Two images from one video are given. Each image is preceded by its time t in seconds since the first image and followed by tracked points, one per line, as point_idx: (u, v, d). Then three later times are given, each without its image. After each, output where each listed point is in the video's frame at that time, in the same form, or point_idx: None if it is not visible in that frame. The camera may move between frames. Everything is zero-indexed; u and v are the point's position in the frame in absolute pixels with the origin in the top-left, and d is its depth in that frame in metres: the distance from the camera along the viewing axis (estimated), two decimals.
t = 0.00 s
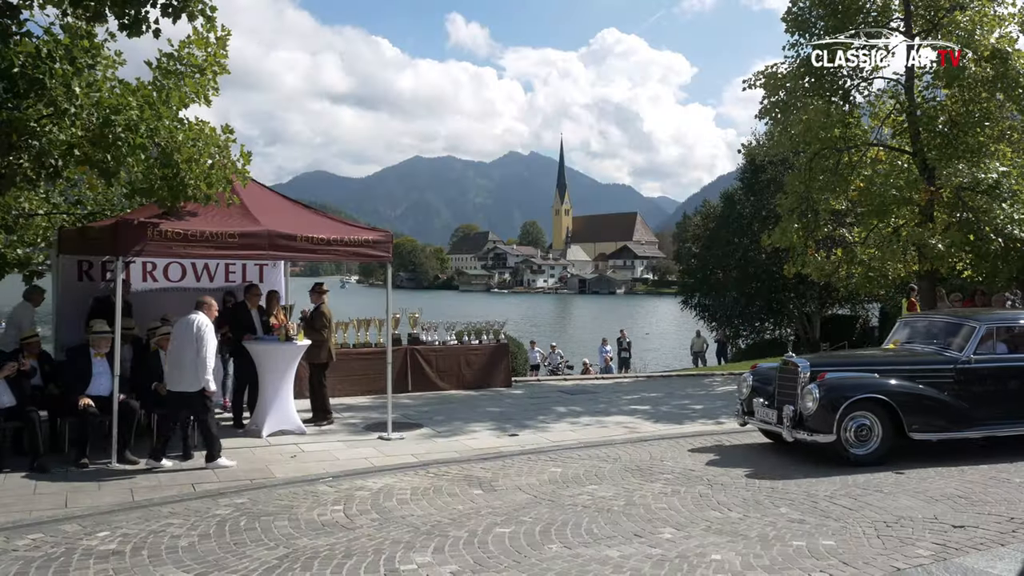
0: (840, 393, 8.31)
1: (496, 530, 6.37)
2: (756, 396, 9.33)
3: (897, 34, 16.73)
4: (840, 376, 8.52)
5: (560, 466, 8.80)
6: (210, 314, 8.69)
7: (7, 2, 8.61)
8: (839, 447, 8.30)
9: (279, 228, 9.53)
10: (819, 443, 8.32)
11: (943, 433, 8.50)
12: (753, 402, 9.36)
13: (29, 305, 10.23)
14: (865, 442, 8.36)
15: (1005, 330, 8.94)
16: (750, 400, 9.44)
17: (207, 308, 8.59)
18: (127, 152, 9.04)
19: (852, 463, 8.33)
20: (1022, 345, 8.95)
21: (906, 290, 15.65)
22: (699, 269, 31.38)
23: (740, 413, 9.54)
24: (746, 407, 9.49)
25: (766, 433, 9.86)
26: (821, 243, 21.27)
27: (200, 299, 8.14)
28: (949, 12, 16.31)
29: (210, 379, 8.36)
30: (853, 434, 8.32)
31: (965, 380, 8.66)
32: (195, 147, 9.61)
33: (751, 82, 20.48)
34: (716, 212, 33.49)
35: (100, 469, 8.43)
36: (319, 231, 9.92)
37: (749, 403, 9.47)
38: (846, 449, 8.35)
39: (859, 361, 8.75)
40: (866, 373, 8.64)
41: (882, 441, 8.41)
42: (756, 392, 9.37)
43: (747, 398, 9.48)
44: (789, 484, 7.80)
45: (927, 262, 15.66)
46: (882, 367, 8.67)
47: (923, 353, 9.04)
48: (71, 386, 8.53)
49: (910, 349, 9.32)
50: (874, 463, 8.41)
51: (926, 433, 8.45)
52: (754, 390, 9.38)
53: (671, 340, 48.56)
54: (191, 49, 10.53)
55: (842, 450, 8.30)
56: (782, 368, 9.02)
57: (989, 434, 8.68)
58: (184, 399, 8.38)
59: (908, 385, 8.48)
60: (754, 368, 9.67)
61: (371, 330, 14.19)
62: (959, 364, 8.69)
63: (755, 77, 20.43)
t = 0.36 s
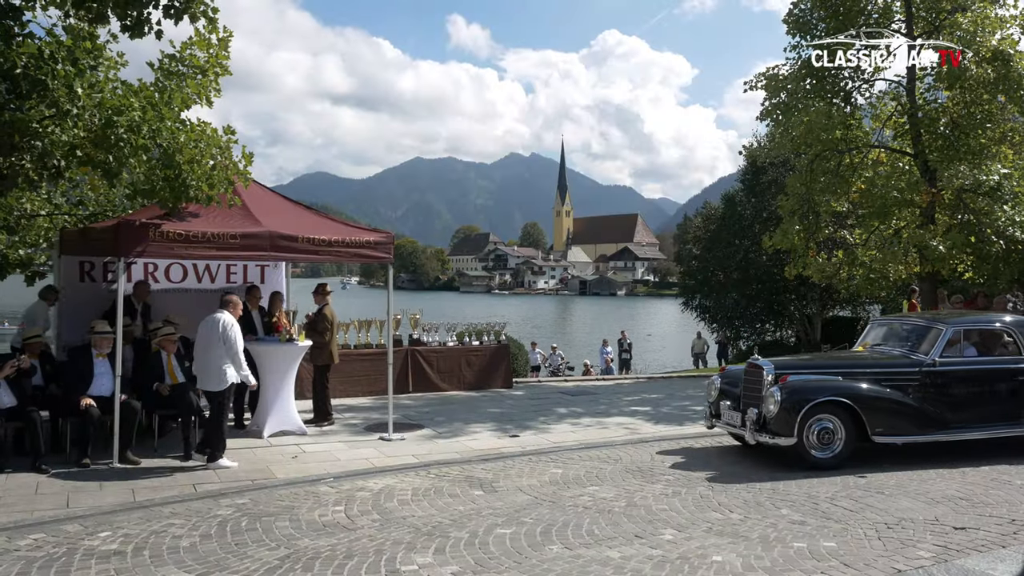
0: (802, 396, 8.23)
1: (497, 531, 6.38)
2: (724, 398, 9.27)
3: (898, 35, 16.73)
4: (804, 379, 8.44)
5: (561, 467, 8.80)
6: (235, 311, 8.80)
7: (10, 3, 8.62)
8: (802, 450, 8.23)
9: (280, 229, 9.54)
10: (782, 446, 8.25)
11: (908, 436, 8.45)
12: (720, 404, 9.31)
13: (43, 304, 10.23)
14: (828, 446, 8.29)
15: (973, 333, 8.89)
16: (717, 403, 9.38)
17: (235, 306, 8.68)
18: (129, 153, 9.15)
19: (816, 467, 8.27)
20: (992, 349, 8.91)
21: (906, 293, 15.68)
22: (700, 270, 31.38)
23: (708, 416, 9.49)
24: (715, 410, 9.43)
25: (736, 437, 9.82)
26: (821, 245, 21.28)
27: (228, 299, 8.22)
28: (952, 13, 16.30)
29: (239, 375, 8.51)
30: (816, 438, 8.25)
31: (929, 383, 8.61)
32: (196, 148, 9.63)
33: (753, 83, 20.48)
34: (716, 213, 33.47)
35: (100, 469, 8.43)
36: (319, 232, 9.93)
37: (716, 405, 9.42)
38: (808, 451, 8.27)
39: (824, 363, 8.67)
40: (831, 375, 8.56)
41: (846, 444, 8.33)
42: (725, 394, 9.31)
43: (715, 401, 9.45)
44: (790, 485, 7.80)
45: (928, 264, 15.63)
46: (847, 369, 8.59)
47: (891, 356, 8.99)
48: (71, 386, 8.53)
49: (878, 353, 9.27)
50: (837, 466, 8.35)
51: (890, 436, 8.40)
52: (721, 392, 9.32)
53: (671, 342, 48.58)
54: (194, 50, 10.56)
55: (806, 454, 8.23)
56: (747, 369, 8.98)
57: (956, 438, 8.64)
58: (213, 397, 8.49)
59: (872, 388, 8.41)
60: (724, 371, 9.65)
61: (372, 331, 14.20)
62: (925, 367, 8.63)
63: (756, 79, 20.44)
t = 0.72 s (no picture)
0: (764, 397, 8.13)
1: (497, 531, 6.38)
2: (691, 400, 9.19)
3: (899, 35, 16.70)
4: (766, 380, 8.35)
5: (560, 467, 8.79)
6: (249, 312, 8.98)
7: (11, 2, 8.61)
8: (764, 452, 8.14)
9: (282, 228, 9.55)
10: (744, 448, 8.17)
11: (871, 438, 8.39)
12: (687, 405, 9.24)
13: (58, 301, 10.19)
14: (790, 448, 8.21)
15: (940, 334, 8.81)
16: (685, 405, 9.29)
17: (248, 307, 8.84)
18: (130, 152, 9.14)
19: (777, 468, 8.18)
20: (960, 350, 8.83)
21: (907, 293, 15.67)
22: (700, 270, 31.36)
23: (675, 417, 9.40)
24: (682, 411, 9.33)
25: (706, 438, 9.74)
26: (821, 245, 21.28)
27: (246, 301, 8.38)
28: (953, 13, 16.29)
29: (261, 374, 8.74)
30: (779, 440, 8.16)
31: (893, 385, 8.52)
32: (197, 147, 9.61)
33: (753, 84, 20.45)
34: (717, 213, 33.43)
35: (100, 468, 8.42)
36: (320, 232, 9.93)
37: (684, 406, 9.34)
38: (771, 454, 8.19)
39: (788, 363, 8.59)
40: (795, 376, 8.46)
41: (808, 446, 8.26)
42: (693, 396, 9.21)
43: (683, 402, 9.38)
44: (790, 485, 7.80)
45: (928, 265, 15.62)
46: (811, 370, 8.50)
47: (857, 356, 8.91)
48: (71, 385, 8.52)
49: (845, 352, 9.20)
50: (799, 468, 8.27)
51: (852, 438, 8.33)
52: (689, 393, 9.23)
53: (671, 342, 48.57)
54: (195, 49, 10.57)
55: (768, 456, 8.14)
56: (713, 370, 8.88)
57: (921, 440, 8.57)
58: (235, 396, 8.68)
59: (835, 389, 8.33)
60: (692, 373, 9.62)
61: (372, 330, 14.22)
62: (890, 368, 8.56)
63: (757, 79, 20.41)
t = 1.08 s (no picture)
0: (722, 400, 8.09)
1: (495, 531, 6.38)
2: (654, 401, 9.14)
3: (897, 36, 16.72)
4: (726, 382, 8.31)
5: (557, 468, 8.80)
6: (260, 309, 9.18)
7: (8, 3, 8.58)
8: (723, 454, 8.08)
9: (279, 229, 9.55)
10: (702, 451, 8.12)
11: (832, 440, 8.34)
12: (649, 406, 9.18)
13: (70, 301, 10.19)
14: (750, 450, 8.16)
15: (902, 336, 8.80)
16: (648, 407, 9.23)
17: (259, 305, 9.09)
18: (126, 152, 9.11)
19: (736, 470, 8.12)
20: (922, 352, 8.83)
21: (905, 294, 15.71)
22: (698, 271, 31.38)
23: (638, 419, 9.35)
24: (644, 413, 9.27)
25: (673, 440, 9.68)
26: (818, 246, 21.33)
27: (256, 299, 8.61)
28: (950, 14, 16.32)
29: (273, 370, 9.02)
30: (738, 442, 8.12)
31: (854, 386, 8.50)
32: (194, 148, 9.57)
33: (750, 85, 20.48)
34: (715, 214, 33.43)
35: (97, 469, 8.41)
36: (318, 232, 9.92)
37: (646, 408, 9.28)
38: (730, 456, 8.13)
39: (749, 365, 8.57)
40: (753, 379, 8.43)
41: (768, 449, 8.20)
42: (655, 397, 9.15)
43: (646, 404, 9.32)
44: (788, 486, 7.81)
45: (925, 265, 15.67)
46: (772, 372, 8.48)
47: (820, 358, 8.87)
48: (68, 386, 8.50)
49: (809, 354, 9.14)
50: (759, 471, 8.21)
51: (813, 441, 8.28)
52: (652, 395, 9.18)
53: (668, 342, 48.66)
54: (192, 49, 10.54)
55: (727, 458, 8.08)
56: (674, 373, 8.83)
57: (883, 442, 8.54)
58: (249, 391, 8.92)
59: (796, 391, 8.31)
60: (657, 373, 9.58)
61: (370, 331, 14.25)
62: (851, 370, 8.54)
63: (754, 80, 20.43)
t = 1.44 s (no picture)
0: (681, 401, 7.99)
1: (493, 531, 6.38)
2: (616, 404, 9.02)
3: (894, 37, 16.76)
4: (684, 385, 8.21)
5: (554, 468, 8.81)
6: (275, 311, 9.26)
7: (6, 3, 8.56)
8: (682, 456, 7.97)
9: (277, 229, 9.56)
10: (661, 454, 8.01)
11: (793, 443, 8.26)
12: (612, 409, 9.06)
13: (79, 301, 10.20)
14: (711, 453, 8.06)
15: (864, 337, 8.71)
16: (609, 409, 9.11)
17: (276, 307, 9.28)
18: (124, 152, 9.07)
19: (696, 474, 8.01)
20: (886, 353, 8.76)
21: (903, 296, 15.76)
22: (695, 271, 31.43)
23: (601, 421, 9.24)
24: (606, 415, 9.16)
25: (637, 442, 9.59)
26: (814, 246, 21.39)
27: (277, 303, 8.87)
28: (948, 15, 16.35)
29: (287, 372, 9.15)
30: (699, 445, 8.02)
31: (816, 388, 8.43)
32: (192, 148, 9.58)
33: (747, 86, 20.50)
34: (713, 214, 33.44)
35: (95, 470, 8.40)
36: (315, 233, 9.91)
37: (609, 411, 9.16)
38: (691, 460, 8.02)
39: (710, 366, 8.47)
40: (712, 381, 8.34)
41: (728, 451, 8.11)
42: (616, 399, 9.03)
43: (608, 407, 9.20)
44: (786, 486, 7.82)
45: (922, 266, 15.71)
46: (732, 375, 8.40)
47: (782, 360, 8.78)
48: (66, 386, 8.49)
49: (773, 356, 9.01)
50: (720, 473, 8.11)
51: (773, 443, 8.20)
52: (615, 397, 9.05)
53: (666, 342, 48.72)
54: (190, 50, 10.55)
55: (688, 461, 7.98)
56: (635, 375, 8.72)
57: (846, 444, 8.46)
58: (262, 391, 9.05)
59: (757, 394, 8.23)
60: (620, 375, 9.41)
61: (367, 332, 14.24)
62: (811, 372, 8.47)
63: (751, 81, 20.46)
